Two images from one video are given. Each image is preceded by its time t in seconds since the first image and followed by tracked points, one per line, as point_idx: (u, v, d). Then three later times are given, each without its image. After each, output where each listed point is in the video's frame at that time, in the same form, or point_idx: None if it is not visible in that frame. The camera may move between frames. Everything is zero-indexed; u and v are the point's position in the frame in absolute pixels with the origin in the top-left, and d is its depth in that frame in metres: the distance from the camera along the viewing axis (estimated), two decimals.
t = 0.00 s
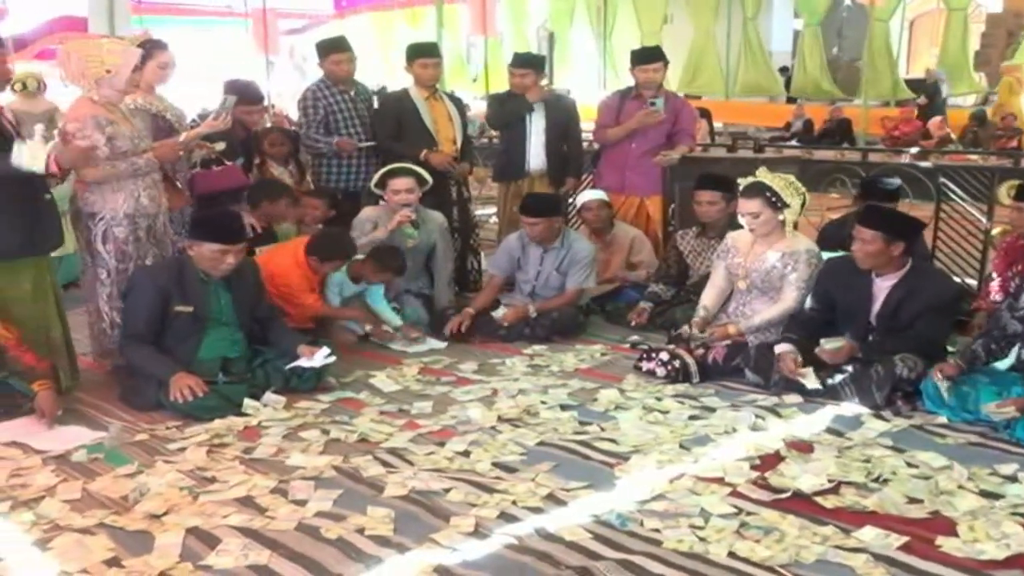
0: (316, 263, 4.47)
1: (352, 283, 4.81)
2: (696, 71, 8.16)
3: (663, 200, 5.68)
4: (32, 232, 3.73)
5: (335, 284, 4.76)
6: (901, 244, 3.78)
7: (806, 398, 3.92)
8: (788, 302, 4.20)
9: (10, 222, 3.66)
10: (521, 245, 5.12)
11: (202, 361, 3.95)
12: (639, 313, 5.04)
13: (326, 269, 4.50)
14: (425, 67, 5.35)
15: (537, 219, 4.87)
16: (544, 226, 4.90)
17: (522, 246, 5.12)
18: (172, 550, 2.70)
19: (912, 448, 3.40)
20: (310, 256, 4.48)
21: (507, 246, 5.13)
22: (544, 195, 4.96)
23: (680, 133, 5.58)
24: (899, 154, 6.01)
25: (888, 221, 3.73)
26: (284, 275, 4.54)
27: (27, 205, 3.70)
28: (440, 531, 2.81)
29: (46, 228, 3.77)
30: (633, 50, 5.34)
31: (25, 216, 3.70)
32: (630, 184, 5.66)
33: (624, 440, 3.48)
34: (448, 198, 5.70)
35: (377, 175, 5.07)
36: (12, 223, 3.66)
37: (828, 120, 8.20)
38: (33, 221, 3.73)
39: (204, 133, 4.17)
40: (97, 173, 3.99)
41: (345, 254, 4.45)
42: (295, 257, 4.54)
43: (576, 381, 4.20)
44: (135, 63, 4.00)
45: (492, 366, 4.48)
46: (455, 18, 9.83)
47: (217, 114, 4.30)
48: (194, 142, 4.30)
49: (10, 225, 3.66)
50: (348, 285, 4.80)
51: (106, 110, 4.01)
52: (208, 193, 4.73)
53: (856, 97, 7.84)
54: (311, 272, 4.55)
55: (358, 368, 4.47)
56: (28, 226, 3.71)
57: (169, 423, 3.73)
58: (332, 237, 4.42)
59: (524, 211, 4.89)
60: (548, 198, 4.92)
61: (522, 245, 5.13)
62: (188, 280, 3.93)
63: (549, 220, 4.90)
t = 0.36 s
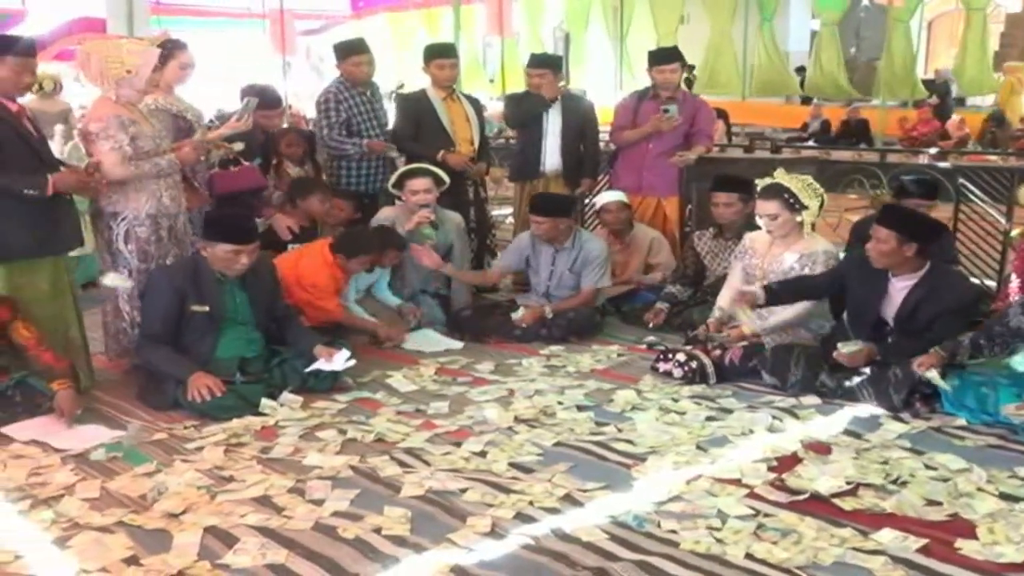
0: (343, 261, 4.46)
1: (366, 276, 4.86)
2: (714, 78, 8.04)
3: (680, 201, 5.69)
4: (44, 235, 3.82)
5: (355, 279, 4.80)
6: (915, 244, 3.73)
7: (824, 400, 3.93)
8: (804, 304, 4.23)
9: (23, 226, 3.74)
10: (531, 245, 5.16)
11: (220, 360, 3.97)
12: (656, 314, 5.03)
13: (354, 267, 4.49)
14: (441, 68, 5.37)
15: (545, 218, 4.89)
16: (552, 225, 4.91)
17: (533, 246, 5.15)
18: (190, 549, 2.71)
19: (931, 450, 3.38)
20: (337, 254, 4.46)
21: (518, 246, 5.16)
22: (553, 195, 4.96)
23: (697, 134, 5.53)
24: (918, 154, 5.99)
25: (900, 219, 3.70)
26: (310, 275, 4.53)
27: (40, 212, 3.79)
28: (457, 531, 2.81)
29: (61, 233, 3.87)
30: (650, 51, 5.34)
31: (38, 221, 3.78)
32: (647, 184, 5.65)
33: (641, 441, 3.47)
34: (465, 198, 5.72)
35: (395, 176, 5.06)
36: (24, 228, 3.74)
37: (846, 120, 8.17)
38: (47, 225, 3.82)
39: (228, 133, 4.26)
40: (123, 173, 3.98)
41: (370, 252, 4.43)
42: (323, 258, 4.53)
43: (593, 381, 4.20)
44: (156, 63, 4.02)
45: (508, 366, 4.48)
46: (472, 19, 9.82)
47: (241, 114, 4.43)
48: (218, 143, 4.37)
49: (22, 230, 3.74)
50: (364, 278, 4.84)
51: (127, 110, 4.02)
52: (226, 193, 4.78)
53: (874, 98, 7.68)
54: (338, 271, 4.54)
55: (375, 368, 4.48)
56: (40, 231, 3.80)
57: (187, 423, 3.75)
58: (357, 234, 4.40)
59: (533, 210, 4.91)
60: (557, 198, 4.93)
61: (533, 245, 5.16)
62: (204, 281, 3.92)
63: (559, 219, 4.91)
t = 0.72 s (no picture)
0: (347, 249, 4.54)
1: (373, 271, 4.93)
2: (730, 79, 8.05)
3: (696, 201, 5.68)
4: (59, 235, 3.85)
5: (363, 276, 4.88)
6: (927, 244, 3.73)
7: (841, 400, 3.91)
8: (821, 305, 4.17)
9: (39, 226, 3.77)
10: (545, 240, 5.16)
11: (237, 360, 4.00)
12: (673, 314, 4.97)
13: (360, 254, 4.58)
14: (454, 70, 5.39)
15: (558, 217, 4.91)
16: (564, 225, 4.94)
17: (547, 242, 5.15)
18: (207, 548, 2.72)
19: (949, 451, 3.37)
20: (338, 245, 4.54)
21: (534, 240, 5.18)
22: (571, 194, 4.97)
23: (714, 134, 5.52)
24: (935, 154, 5.98)
25: (911, 220, 3.69)
26: (313, 270, 4.53)
27: (55, 211, 3.81)
28: (474, 531, 2.81)
29: (76, 232, 3.90)
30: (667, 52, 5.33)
31: (53, 221, 3.81)
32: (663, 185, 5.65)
33: (657, 442, 3.47)
34: (481, 198, 5.72)
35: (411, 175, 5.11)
36: (40, 228, 3.77)
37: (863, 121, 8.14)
38: (61, 224, 3.85)
39: (246, 134, 4.32)
40: (140, 174, 4.02)
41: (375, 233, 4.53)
42: (326, 254, 4.54)
43: (609, 382, 4.19)
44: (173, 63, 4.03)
45: (524, 366, 4.48)
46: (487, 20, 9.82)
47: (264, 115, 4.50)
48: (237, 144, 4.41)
49: (38, 230, 3.77)
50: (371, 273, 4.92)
51: (145, 111, 4.04)
52: (242, 193, 4.83)
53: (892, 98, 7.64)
54: (342, 265, 4.58)
55: (391, 368, 4.49)
56: (55, 230, 3.83)
57: (204, 422, 3.76)
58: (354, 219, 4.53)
59: (547, 209, 4.93)
60: (573, 198, 4.94)
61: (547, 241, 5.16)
62: (218, 280, 3.94)
63: (573, 219, 4.92)
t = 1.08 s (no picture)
0: (343, 254, 4.55)
1: (381, 274, 4.96)
2: (739, 75, 8.17)
3: (712, 201, 5.66)
4: (78, 232, 3.88)
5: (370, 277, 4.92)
6: (936, 241, 3.73)
7: (858, 401, 3.88)
8: (840, 305, 4.13)
9: (58, 224, 3.81)
10: (565, 246, 5.10)
11: (252, 359, 4.01)
12: (687, 314, 5.00)
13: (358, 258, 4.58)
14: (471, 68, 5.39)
15: (586, 224, 4.87)
16: (594, 230, 4.91)
17: (567, 246, 5.10)
18: (223, 546, 2.72)
19: (967, 452, 3.35)
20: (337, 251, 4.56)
21: (552, 246, 5.09)
22: (587, 198, 4.93)
23: (730, 134, 5.50)
24: (954, 154, 5.95)
25: (923, 220, 3.68)
26: (319, 271, 4.60)
27: (74, 209, 3.85)
28: (489, 531, 2.81)
29: (94, 229, 3.94)
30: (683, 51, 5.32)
31: (72, 218, 3.85)
32: (679, 184, 5.64)
33: (672, 442, 3.46)
34: (497, 197, 5.72)
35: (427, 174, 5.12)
36: (59, 225, 3.81)
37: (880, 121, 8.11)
38: (80, 222, 3.88)
39: (262, 135, 4.32)
40: (148, 174, 4.03)
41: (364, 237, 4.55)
42: (329, 257, 4.60)
43: (624, 382, 4.18)
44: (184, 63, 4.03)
45: (540, 366, 4.48)
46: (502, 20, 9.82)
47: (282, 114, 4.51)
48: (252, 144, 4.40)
49: (57, 228, 3.81)
50: (378, 276, 4.95)
51: (159, 111, 4.05)
52: (259, 193, 4.85)
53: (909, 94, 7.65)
54: (347, 267, 4.60)
55: (407, 367, 4.49)
56: (74, 228, 3.86)
57: (220, 421, 3.77)
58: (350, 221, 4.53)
59: (568, 218, 4.87)
60: (591, 203, 4.89)
61: (566, 245, 5.11)
62: (232, 281, 3.97)
63: (594, 224, 4.89)
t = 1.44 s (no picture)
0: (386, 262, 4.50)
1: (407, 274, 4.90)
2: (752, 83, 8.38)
3: (725, 199, 5.64)
4: (95, 229, 3.89)
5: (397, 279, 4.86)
6: (947, 240, 3.69)
7: (873, 401, 3.87)
8: (855, 305, 4.12)
9: (75, 219, 3.82)
10: (578, 253, 5.00)
11: (265, 357, 4.02)
12: (701, 313, 4.98)
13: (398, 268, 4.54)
14: (487, 67, 5.39)
15: (606, 235, 4.78)
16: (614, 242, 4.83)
17: (580, 252, 5.00)
18: (236, 544, 2.73)
19: (981, 452, 3.33)
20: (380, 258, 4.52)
21: (565, 252, 4.98)
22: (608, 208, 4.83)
23: (743, 132, 5.49)
24: (969, 153, 5.92)
25: (932, 220, 3.67)
26: (352, 272, 4.57)
27: (90, 205, 3.86)
28: (501, 529, 2.81)
29: (110, 225, 3.95)
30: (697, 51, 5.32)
31: (88, 214, 3.86)
32: (693, 183, 5.63)
33: (685, 441, 3.45)
34: (511, 196, 5.72)
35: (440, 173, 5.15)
36: (76, 221, 3.82)
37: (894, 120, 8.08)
38: (97, 218, 3.90)
39: (277, 134, 4.32)
40: (158, 172, 4.04)
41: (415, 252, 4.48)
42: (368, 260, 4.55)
43: (636, 381, 4.17)
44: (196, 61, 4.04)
45: (552, 365, 4.48)
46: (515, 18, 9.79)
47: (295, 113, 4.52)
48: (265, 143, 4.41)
49: (73, 224, 3.82)
50: (408, 276, 4.90)
51: (172, 109, 4.07)
52: (271, 191, 4.86)
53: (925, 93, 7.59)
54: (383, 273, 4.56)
55: (419, 366, 4.49)
56: (91, 224, 3.88)
57: (233, 418, 3.78)
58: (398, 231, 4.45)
59: (587, 227, 4.79)
60: (611, 213, 4.81)
61: (578, 250, 5.01)
62: (244, 280, 3.97)
63: (614, 235, 4.81)
